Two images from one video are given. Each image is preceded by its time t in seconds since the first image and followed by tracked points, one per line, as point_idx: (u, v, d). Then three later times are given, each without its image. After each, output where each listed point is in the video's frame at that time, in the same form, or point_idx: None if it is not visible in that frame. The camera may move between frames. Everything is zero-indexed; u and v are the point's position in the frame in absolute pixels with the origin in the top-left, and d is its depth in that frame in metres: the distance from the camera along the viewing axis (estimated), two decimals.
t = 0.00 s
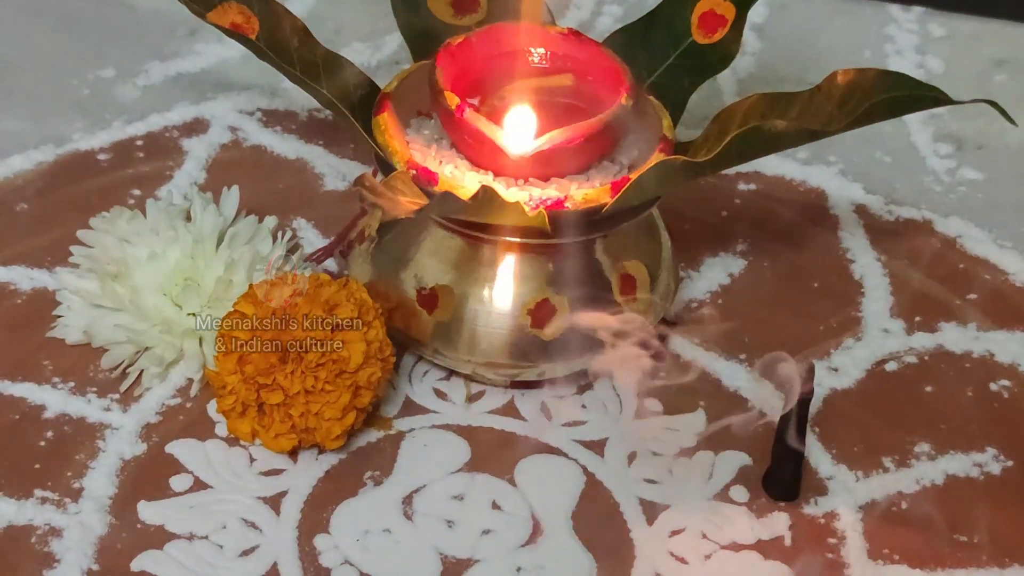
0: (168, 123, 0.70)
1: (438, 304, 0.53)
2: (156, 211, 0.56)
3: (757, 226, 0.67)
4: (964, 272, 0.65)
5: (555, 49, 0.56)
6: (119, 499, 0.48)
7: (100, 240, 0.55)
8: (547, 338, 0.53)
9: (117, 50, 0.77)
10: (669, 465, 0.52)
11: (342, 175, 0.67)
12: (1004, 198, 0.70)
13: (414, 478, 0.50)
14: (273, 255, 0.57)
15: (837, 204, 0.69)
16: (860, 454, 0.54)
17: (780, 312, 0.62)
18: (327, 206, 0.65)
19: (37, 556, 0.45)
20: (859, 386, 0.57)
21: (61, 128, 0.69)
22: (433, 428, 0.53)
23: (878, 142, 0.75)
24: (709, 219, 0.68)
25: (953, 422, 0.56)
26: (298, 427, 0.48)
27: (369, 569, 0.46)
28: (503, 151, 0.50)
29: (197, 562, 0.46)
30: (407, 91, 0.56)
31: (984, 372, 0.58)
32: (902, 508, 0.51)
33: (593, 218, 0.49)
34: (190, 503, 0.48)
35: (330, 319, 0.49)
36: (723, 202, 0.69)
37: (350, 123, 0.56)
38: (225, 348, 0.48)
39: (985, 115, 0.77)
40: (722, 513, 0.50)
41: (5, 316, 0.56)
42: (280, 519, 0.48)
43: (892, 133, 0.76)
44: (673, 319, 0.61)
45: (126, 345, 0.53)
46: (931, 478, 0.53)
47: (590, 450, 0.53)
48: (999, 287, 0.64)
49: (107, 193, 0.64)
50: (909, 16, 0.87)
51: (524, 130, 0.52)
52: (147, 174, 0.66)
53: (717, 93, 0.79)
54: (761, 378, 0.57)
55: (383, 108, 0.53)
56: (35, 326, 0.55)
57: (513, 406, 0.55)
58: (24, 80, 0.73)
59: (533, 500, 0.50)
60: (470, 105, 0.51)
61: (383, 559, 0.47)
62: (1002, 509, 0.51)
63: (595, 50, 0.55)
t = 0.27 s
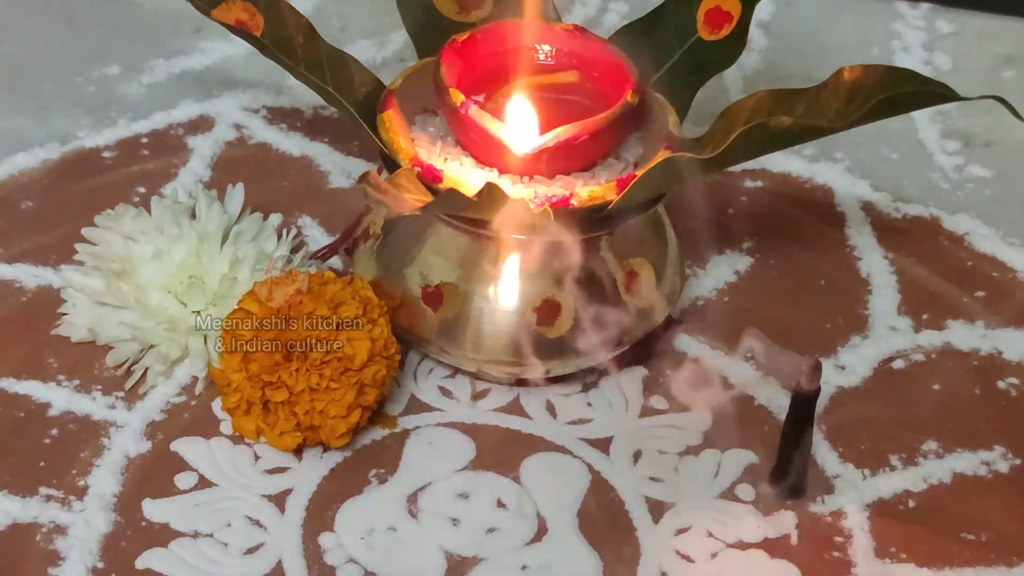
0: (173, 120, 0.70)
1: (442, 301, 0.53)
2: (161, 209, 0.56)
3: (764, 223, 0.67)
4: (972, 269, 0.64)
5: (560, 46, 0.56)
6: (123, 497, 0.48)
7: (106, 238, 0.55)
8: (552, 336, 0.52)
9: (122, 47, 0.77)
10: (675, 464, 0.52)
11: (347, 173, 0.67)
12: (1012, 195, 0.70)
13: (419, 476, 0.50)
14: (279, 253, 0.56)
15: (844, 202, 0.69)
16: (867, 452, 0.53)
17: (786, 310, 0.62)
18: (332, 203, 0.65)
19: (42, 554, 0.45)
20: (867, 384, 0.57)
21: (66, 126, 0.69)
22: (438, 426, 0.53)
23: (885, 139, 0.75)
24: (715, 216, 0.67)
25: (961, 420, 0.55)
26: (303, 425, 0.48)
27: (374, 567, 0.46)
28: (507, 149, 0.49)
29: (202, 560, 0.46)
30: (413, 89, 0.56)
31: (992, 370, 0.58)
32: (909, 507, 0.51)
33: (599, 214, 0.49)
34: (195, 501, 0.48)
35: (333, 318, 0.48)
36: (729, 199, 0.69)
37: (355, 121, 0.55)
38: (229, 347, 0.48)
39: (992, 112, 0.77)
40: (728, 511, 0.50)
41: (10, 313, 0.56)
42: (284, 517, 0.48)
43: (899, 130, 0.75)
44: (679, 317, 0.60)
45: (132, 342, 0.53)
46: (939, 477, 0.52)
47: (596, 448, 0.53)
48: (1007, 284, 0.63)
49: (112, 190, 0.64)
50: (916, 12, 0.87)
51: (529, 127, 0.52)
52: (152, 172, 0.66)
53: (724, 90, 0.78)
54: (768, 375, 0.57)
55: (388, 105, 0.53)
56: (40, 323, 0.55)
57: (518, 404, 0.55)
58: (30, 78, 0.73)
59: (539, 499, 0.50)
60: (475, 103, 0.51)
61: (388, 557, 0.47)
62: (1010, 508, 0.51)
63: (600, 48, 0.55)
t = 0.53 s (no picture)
0: (176, 117, 0.70)
1: (447, 297, 0.52)
2: (163, 205, 0.56)
3: (768, 220, 0.67)
4: (977, 266, 0.64)
5: (563, 41, 0.56)
6: (126, 493, 0.48)
7: (108, 233, 0.55)
8: (556, 332, 0.52)
9: (126, 43, 0.77)
10: (679, 460, 0.52)
11: (351, 169, 0.67)
12: (1018, 191, 0.70)
13: (423, 472, 0.50)
14: (281, 249, 0.56)
15: (849, 198, 0.69)
16: (872, 449, 0.53)
17: (791, 306, 0.61)
18: (336, 199, 0.65)
19: (45, 550, 0.45)
20: (871, 380, 0.57)
21: (69, 123, 0.69)
22: (442, 422, 0.53)
23: (890, 135, 0.74)
24: (720, 212, 0.67)
25: (966, 417, 0.55)
26: (306, 421, 0.48)
27: (378, 563, 0.46)
28: (512, 142, 0.50)
29: (205, 556, 0.45)
30: (416, 85, 0.55)
31: (998, 366, 0.58)
32: (914, 503, 0.51)
33: (602, 210, 0.49)
34: (198, 497, 0.48)
35: (336, 315, 0.48)
36: (733, 195, 0.69)
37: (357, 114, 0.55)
38: (231, 344, 0.48)
39: (998, 108, 0.77)
40: (732, 508, 0.50)
41: (13, 309, 0.56)
42: (287, 513, 0.48)
43: (905, 126, 0.75)
44: (683, 313, 0.60)
45: (135, 338, 0.53)
46: (944, 473, 0.52)
47: (599, 444, 0.52)
48: (1012, 280, 0.63)
49: (115, 186, 0.64)
50: (922, 7, 0.86)
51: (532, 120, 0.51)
52: (155, 168, 0.66)
53: (728, 86, 0.78)
54: (772, 372, 0.57)
55: (391, 100, 0.53)
56: (43, 319, 0.55)
57: (522, 400, 0.55)
58: (33, 74, 0.73)
59: (542, 495, 0.50)
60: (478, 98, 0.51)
61: (391, 554, 0.47)
62: (1015, 504, 0.51)
63: (604, 41, 0.56)
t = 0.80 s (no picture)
0: (178, 114, 0.70)
1: (448, 295, 0.52)
2: (165, 202, 0.56)
3: (771, 218, 0.67)
4: (980, 264, 0.64)
5: (565, 37, 0.55)
6: (127, 491, 0.48)
7: (109, 230, 0.55)
8: (557, 330, 0.52)
9: (128, 40, 0.76)
10: (681, 458, 0.52)
11: (353, 166, 0.67)
12: (1021, 189, 0.69)
13: (424, 470, 0.50)
14: (283, 246, 0.56)
15: (852, 196, 0.69)
16: (874, 447, 0.53)
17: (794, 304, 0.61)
18: (337, 197, 0.65)
19: (45, 547, 0.45)
20: (874, 378, 0.57)
21: (71, 120, 0.69)
22: (443, 420, 0.53)
23: (894, 133, 0.74)
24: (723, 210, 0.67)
25: (968, 415, 0.55)
26: (307, 419, 0.48)
27: (379, 561, 0.46)
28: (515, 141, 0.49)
29: (205, 554, 0.45)
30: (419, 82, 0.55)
31: (1001, 365, 0.58)
32: (916, 502, 0.50)
33: (604, 208, 0.49)
34: (198, 495, 0.48)
35: (336, 314, 0.48)
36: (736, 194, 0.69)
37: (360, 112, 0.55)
38: (232, 342, 0.48)
39: (1001, 106, 0.76)
40: (734, 506, 0.50)
41: (14, 306, 0.56)
42: (288, 511, 0.47)
43: (908, 123, 0.75)
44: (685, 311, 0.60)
45: (136, 336, 0.52)
46: (946, 472, 0.52)
47: (601, 442, 0.52)
48: (1016, 279, 0.63)
49: (116, 184, 0.64)
50: (926, 5, 0.86)
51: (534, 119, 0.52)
52: (157, 166, 0.66)
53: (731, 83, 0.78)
54: (775, 370, 0.57)
55: (393, 98, 0.53)
56: (44, 317, 0.55)
57: (523, 398, 0.55)
58: (35, 71, 0.73)
59: (543, 493, 0.50)
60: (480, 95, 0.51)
61: (392, 552, 0.47)
62: (1018, 503, 0.51)
63: (607, 38, 0.55)
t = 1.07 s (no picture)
0: (178, 114, 0.70)
1: (448, 295, 0.52)
2: (165, 202, 0.56)
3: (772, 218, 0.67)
4: (981, 263, 0.64)
5: (566, 37, 0.55)
6: (127, 492, 0.47)
7: (109, 231, 0.55)
8: (557, 330, 0.52)
9: (128, 40, 0.76)
10: (681, 458, 0.52)
11: (353, 166, 0.67)
12: (1022, 189, 0.69)
13: (424, 470, 0.50)
14: (283, 246, 0.56)
15: (852, 195, 0.69)
16: (874, 446, 0.53)
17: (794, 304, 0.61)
18: (338, 197, 0.65)
19: (45, 548, 0.45)
20: (874, 378, 0.57)
21: (71, 120, 0.69)
22: (444, 420, 0.53)
23: (894, 132, 0.74)
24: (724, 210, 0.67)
25: (968, 415, 0.55)
26: (307, 419, 0.48)
27: (379, 561, 0.46)
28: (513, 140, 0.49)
29: (205, 554, 0.45)
30: (418, 82, 0.55)
31: (1001, 364, 0.58)
32: (917, 501, 0.50)
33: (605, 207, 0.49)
34: (198, 495, 0.47)
35: (337, 314, 0.48)
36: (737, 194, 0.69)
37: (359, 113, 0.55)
38: (232, 343, 0.48)
39: (1002, 105, 0.76)
40: (734, 506, 0.50)
41: (14, 306, 0.56)
42: (288, 511, 0.47)
43: (909, 123, 0.75)
44: (686, 311, 0.60)
45: (136, 336, 0.52)
46: (946, 471, 0.52)
47: (601, 442, 0.52)
48: (1016, 278, 0.63)
49: (116, 184, 0.64)
50: (926, 5, 0.86)
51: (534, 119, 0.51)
52: (157, 165, 0.66)
53: (732, 83, 0.78)
54: (775, 370, 0.57)
55: (393, 98, 0.53)
56: (44, 317, 0.55)
57: (523, 398, 0.55)
58: (35, 71, 0.73)
59: (544, 493, 0.50)
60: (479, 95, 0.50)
61: (393, 551, 0.47)
62: (1018, 502, 0.51)
63: (608, 38, 0.55)
